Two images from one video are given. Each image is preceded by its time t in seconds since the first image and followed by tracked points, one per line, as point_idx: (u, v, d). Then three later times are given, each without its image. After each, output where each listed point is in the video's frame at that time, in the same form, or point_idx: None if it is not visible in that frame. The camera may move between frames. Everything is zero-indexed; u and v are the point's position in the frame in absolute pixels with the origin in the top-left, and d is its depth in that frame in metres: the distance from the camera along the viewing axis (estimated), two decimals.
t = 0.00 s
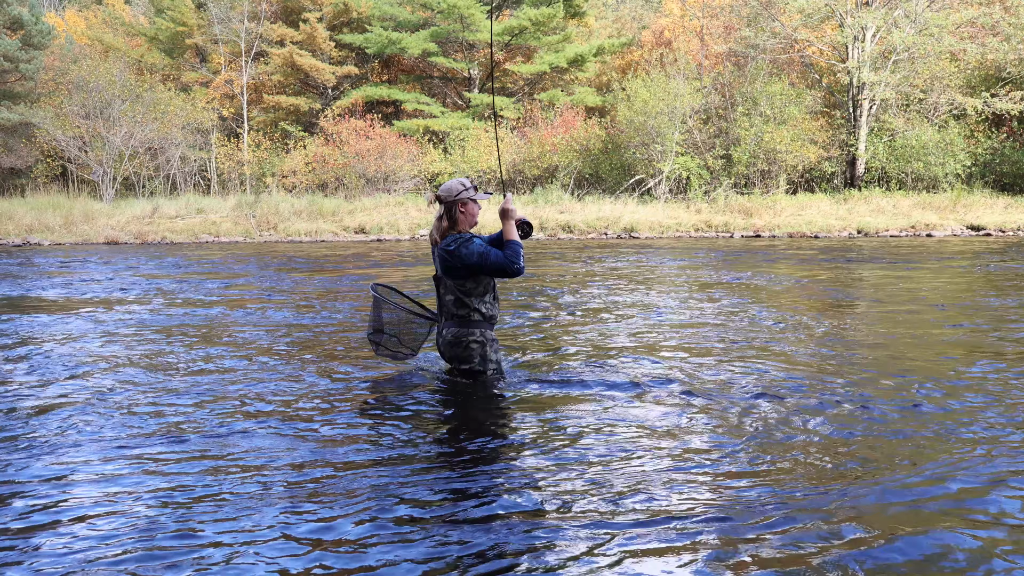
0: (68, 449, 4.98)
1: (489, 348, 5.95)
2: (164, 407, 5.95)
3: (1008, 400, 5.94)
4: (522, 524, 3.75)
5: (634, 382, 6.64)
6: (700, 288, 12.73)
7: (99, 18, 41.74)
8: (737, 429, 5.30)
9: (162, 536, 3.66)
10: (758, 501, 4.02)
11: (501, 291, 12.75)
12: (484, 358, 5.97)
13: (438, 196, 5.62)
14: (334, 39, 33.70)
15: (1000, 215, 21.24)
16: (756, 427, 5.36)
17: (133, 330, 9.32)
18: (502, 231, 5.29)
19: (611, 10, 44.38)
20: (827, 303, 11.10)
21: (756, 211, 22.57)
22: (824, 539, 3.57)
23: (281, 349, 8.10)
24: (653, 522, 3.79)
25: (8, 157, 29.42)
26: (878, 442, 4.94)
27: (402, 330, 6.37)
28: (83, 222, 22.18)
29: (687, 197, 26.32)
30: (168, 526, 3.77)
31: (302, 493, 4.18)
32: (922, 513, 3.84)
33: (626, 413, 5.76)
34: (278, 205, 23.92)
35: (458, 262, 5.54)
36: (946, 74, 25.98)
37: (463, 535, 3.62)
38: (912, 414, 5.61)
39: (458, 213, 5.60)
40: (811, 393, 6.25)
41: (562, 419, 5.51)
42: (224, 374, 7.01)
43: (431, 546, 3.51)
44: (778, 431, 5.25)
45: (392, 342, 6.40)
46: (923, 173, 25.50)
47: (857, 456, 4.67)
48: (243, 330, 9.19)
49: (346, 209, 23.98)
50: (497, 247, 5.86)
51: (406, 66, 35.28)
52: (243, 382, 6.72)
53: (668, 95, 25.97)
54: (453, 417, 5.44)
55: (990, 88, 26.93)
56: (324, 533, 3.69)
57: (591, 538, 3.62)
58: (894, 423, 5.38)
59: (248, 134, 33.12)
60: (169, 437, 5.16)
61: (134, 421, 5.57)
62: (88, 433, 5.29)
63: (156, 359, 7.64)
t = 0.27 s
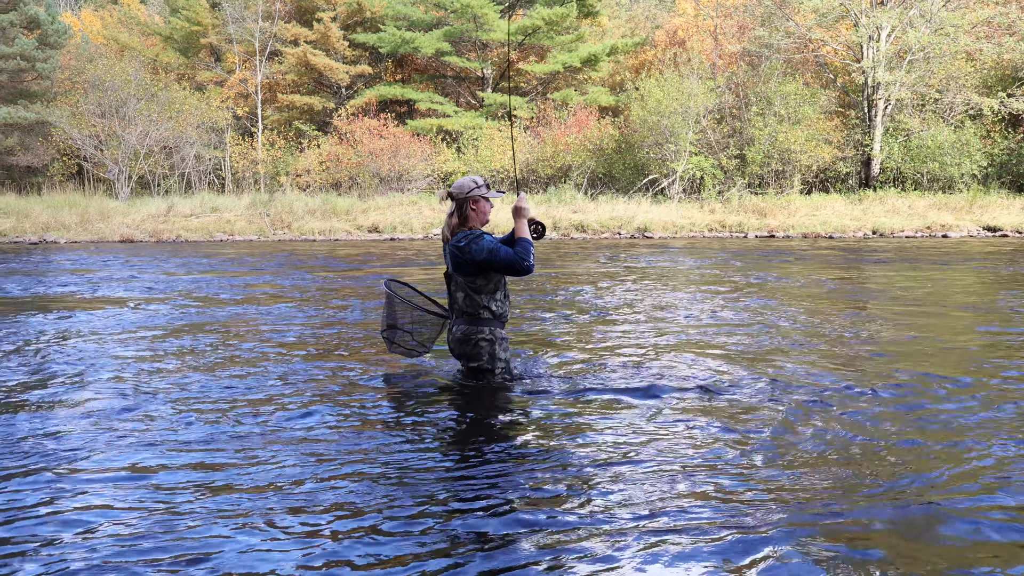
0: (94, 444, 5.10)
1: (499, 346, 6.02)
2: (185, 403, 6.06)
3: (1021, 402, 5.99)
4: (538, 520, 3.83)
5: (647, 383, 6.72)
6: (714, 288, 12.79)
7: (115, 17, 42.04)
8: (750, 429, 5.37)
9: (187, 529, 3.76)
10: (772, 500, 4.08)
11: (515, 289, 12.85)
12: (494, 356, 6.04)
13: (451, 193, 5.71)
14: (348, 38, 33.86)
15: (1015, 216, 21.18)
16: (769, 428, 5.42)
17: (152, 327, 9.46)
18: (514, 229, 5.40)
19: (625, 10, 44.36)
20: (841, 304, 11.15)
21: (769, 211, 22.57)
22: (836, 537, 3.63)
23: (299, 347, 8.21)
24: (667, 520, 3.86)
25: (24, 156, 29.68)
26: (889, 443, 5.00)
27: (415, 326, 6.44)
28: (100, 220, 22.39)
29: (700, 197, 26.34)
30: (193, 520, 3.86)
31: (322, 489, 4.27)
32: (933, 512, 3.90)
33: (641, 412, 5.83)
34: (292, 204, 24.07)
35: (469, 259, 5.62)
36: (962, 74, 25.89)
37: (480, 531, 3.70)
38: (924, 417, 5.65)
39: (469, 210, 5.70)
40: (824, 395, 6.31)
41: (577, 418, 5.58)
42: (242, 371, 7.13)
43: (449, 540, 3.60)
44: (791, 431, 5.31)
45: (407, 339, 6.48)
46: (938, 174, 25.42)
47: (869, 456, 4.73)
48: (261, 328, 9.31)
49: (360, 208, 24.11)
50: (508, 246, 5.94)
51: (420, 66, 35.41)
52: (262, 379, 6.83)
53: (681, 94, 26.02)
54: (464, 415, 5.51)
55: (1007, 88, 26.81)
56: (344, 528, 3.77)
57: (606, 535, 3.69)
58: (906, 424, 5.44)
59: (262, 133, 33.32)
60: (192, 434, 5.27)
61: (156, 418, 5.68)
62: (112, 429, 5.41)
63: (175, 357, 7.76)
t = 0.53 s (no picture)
0: (99, 433, 5.08)
1: (497, 341, 5.99)
2: (191, 394, 6.04)
3: None
4: (543, 515, 3.79)
5: (654, 380, 6.66)
6: (721, 286, 12.72)
7: (127, 10, 42.16)
8: (758, 427, 5.32)
9: (191, 518, 3.73)
10: (782, 500, 4.02)
11: (521, 286, 12.81)
12: (492, 351, 6.01)
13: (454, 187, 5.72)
14: (358, 33, 33.85)
15: None
16: (777, 426, 5.38)
17: (159, 320, 9.45)
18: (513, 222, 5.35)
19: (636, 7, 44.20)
20: (849, 303, 11.06)
21: (778, 210, 22.46)
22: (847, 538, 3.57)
23: (305, 340, 8.19)
24: (676, 518, 3.81)
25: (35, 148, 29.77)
26: (901, 443, 4.94)
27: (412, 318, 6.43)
28: (109, 213, 22.43)
29: (708, 195, 26.23)
30: (199, 508, 3.84)
31: (327, 480, 4.24)
32: (946, 514, 3.85)
33: (647, 409, 5.78)
34: (300, 199, 24.08)
35: (467, 251, 5.61)
36: (974, 74, 25.73)
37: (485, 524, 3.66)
38: (934, 417, 5.59)
39: (469, 204, 5.69)
40: (832, 393, 6.25)
41: (583, 414, 5.54)
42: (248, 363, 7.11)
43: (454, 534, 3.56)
44: (800, 430, 5.26)
45: (406, 331, 6.47)
46: (949, 174, 25.26)
47: (880, 457, 4.68)
48: (267, 322, 9.29)
49: (367, 203, 24.09)
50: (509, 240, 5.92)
51: (430, 61, 35.39)
52: (268, 372, 6.81)
53: (691, 92, 25.98)
54: (458, 409, 5.50)
55: (1020, 88, 26.63)
56: (347, 519, 3.73)
57: (613, 531, 3.65)
58: (916, 425, 5.38)
59: (272, 127, 33.35)
60: (197, 424, 5.25)
61: (162, 408, 5.67)
62: (119, 418, 5.40)
63: (181, 349, 7.75)
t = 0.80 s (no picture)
0: (49, 442, 4.90)
1: (461, 346, 5.76)
2: (146, 402, 5.87)
3: (993, 401, 5.95)
4: (508, 514, 3.70)
5: (618, 382, 6.61)
6: (686, 289, 12.74)
7: (86, 18, 41.52)
8: (722, 425, 5.27)
9: (146, 526, 3.59)
10: (751, 495, 3.97)
11: (486, 291, 12.73)
12: (455, 357, 5.77)
13: (414, 191, 5.58)
14: (323, 40, 33.61)
15: (984, 219, 21.39)
16: (743, 424, 5.33)
17: (115, 330, 9.22)
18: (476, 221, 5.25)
19: (600, 14, 44.46)
20: (812, 304, 11.11)
21: (742, 214, 22.64)
22: (819, 532, 3.52)
23: (265, 348, 8.02)
24: (643, 514, 3.73)
25: None
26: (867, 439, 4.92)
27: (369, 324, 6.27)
28: (69, 224, 21.99)
29: (674, 201, 26.36)
30: (154, 516, 3.70)
31: (286, 485, 4.11)
32: (916, 506, 3.82)
33: (612, 409, 5.72)
34: (265, 207, 23.80)
35: (431, 252, 5.45)
36: (932, 80, 26.19)
37: (449, 525, 3.56)
38: (899, 414, 5.59)
39: (431, 208, 5.57)
40: (796, 393, 6.24)
41: (547, 415, 5.46)
42: (207, 371, 6.95)
43: (417, 535, 3.45)
44: (766, 428, 5.22)
45: (363, 341, 6.33)
46: (908, 178, 25.64)
47: (849, 452, 4.64)
48: (227, 330, 9.11)
49: (333, 211, 23.87)
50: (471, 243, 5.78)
51: (395, 68, 35.23)
52: (227, 378, 6.64)
53: (656, 98, 26.18)
54: (419, 419, 5.21)
55: (976, 93, 27.14)
56: (307, 524, 3.62)
57: (580, 530, 3.56)
58: (881, 421, 5.37)
59: (236, 136, 32.98)
60: (152, 432, 5.09)
61: (116, 416, 5.49)
62: (70, 427, 5.22)
63: (138, 359, 7.55)
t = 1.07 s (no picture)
0: (50, 446, 4.92)
1: (457, 349, 5.74)
2: (146, 405, 5.89)
3: (989, 394, 5.99)
4: (507, 514, 3.74)
5: (615, 380, 6.64)
6: (684, 286, 12.77)
7: (81, 22, 41.45)
8: (719, 423, 5.30)
9: (150, 529, 3.63)
10: (749, 492, 4.00)
11: (485, 291, 12.74)
12: (451, 359, 5.75)
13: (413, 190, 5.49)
14: (317, 41, 33.58)
15: (982, 211, 21.39)
16: (740, 420, 5.36)
17: (113, 334, 9.22)
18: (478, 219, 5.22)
19: (594, 10, 44.40)
20: (810, 300, 11.13)
21: (739, 209, 22.63)
22: (817, 528, 3.55)
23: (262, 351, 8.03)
24: (642, 513, 3.77)
25: None
26: (865, 433, 4.95)
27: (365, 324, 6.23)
28: (66, 227, 21.96)
29: (670, 197, 26.37)
30: (158, 519, 3.74)
31: (287, 487, 4.15)
32: (915, 500, 3.85)
33: (610, 408, 5.75)
34: (263, 209, 23.79)
35: (432, 254, 5.40)
36: (927, 72, 26.17)
37: (450, 526, 3.60)
38: (895, 407, 5.62)
39: (431, 209, 5.48)
40: (793, 388, 6.26)
41: (546, 415, 5.49)
42: (206, 374, 6.96)
43: (418, 536, 3.49)
44: (763, 424, 5.25)
45: (360, 340, 6.27)
46: (905, 171, 25.61)
47: (846, 447, 4.68)
48: (224, 333, 9.11)
49: (330, 212, 23.86)
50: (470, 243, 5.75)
51: (390, 68, 35.21)
52: (226, 381, 6.66)
53: (651, 94, 26.12)
54: (418, 423, 5.21)
55: (971, 85, 27.13)
56: (311, 526, 3.66)
57: (580, 529, 3.60)
58: (878, 415, 5.41)
59: (232, 137, 32.96)
60: (153, 435, 5.11)
61: (116, 420, 5.51)
62: (72, 431, 5.25)
63: (136, 363, 7.55)
